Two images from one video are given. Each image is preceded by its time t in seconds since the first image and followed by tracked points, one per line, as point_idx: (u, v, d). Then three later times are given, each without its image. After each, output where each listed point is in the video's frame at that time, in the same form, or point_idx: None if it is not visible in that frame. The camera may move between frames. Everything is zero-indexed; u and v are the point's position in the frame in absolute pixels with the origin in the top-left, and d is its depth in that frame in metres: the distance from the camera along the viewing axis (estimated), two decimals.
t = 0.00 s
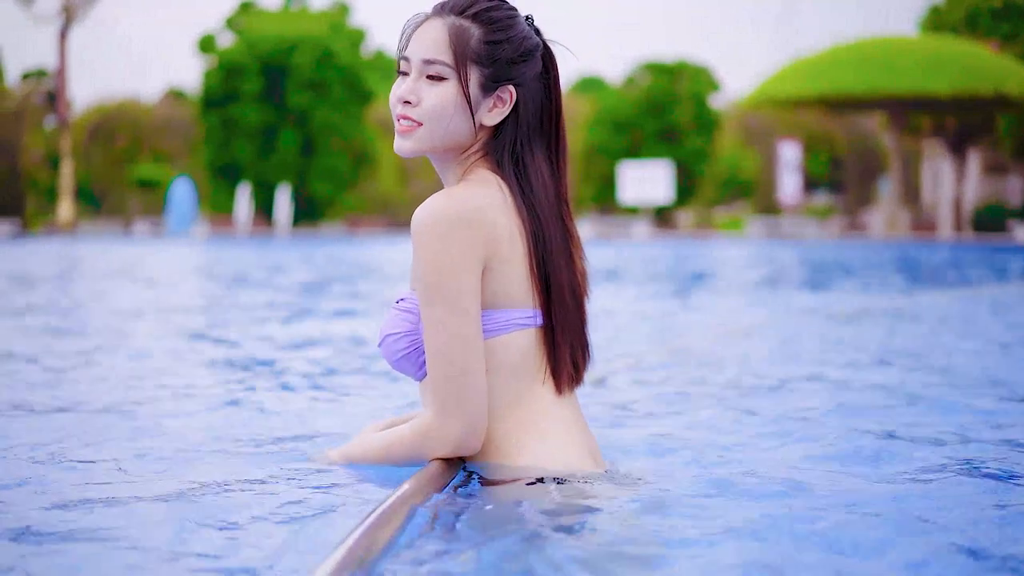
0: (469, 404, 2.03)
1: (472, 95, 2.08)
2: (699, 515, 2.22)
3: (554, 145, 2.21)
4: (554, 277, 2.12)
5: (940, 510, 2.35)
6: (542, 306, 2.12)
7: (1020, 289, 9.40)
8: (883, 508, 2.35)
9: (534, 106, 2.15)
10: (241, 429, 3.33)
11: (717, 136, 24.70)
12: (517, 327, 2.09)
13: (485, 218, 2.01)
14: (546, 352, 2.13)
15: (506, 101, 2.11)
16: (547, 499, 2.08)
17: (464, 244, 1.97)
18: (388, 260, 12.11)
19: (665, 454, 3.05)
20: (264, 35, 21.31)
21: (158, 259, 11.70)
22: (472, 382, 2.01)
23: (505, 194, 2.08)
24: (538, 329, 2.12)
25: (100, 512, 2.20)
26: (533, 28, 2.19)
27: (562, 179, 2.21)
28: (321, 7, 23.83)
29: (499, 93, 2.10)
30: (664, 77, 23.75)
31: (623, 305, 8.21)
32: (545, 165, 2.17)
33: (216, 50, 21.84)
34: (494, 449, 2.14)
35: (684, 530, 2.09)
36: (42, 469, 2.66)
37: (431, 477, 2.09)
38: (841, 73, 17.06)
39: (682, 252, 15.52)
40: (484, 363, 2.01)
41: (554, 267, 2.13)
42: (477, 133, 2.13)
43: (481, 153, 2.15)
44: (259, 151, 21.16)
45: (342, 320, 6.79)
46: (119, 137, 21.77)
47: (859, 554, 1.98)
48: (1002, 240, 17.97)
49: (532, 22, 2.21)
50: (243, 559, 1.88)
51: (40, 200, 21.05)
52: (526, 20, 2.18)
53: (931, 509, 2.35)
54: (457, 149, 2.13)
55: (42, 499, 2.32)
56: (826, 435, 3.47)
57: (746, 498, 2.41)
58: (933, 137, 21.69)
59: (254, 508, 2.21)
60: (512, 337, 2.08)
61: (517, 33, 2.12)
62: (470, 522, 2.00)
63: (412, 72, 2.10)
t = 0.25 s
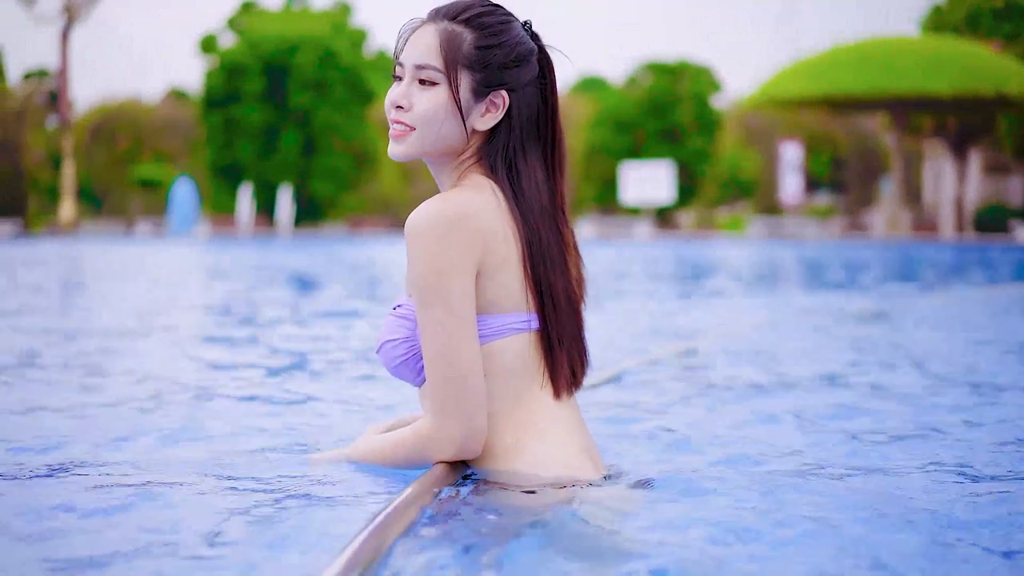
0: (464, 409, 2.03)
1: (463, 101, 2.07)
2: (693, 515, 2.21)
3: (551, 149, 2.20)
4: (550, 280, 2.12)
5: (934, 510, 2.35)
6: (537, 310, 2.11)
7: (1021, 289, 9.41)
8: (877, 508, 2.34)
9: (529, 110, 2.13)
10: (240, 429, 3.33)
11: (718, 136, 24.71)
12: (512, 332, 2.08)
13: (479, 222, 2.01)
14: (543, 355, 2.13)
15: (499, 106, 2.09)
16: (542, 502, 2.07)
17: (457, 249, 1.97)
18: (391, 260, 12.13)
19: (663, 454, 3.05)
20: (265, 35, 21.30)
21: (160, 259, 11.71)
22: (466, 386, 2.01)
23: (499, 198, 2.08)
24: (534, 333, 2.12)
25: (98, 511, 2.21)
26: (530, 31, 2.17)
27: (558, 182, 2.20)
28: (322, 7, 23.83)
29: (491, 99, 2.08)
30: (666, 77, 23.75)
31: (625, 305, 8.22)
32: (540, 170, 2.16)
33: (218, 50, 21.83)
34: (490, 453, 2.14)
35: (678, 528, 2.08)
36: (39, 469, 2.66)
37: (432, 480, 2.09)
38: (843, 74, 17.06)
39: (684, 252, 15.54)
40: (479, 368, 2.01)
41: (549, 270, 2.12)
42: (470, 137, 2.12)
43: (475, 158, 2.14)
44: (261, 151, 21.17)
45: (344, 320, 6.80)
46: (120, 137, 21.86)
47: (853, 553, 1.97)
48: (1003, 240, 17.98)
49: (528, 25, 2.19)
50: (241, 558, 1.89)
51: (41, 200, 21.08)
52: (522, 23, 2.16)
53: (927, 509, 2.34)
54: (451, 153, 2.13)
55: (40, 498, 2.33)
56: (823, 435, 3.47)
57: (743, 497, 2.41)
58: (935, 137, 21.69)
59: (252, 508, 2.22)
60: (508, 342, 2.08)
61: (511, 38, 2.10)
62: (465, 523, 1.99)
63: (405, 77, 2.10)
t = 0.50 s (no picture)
0: (461, 413, 2.03)
1: (458, 105, 2.07)
2: (689, 514, 2.21)
3: (550, 152, 2.19)
4: (547, 284, 2.11)
5: (929, 509, 2.34)
6: (535, 313, 2.10)
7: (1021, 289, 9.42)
8: (872, 507, 2.34)
9: (526, 113, 2.13)
10: (240, 429, 3.33)
11: (720, 136, 24.71)
12: (509, 335, 2.08)
13: (475, 226, 2.00)
14: (541, 359, 2.12)
15: (495, 110, 2.09)
16: (538, 503, 2.06)
17: (453, 252, 1.96)
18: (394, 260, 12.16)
19: (662, 454, 3.05)
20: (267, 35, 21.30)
21: (162, 260, 11.72)
22: (462, 390, 2.00)
23: (496, 203, 2.07)
24: (532, 336, 2.11)
25: (96, 511, 2.21)
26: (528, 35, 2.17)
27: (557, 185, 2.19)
28: (323, 7, 23.84)
29: (488, 102, 2.08)
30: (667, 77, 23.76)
31: (626, 305, 8.24)
32: (538, 173, 2.15)
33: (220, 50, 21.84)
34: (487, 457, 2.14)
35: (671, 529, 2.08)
36: (40, 468, 2.66)
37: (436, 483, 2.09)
38: (844, 74, 17.04)
39: (684, 252, 15.56)
40: (476, 371, 2.00)
41: (547, 273, 2.11)
42: (466, 142, 2.12)
43: (472, 162, 2.13)
44: (263, 151, 21.17)
45: (344, 320, 6.80)
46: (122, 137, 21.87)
47: (842, 553, 1.97)
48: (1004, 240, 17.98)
49: (527, 27, 2.19)
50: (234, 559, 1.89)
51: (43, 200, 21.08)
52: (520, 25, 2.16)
53: (922, 509, 2.34)
54: (447, 157, 2.13)
55: (36, 498, 2.33)
56: (823, 435, 3.47)
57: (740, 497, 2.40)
58: (936, 137, 21.71)
59: (250, 508, 2.22)
60: (505, 345, 2.07)
61: (507, 41, 2.10)
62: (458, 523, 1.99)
63: (401, 82, 2.10)
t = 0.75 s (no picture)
0: (459, 415, 2.02)
1: (455, 110, 2.07)
2: (687, 517, 2.20)
3: (552, 155, 2.18)
4: (547, 286, 2.10)
5: (926, 511, 2.34)
6: (534, 315, 2.09)
7: None
8: (869, 510, 2.33)
9: (526, 116, 2.12)
10: (239, 429, 3.33)
11: (722, 136, 24.72)
12: (509, 339, 2.06)
13: (472, 229, 2.00)
14: (542, 360, 2.11)
15: (494, 114, 2.08)
16: (535, 505, 2.05)
17: (450, 255, 1.96)
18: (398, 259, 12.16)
19: (661, 455, 3.04)
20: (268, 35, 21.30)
21: (164, 260, 11.73)
22: (460, 393, 1.99)
23: (495, 207, 2.07)
24: (533, 340, 2.09)
25: (92, 510, 2.21)
26: (529, 37, 2.16)
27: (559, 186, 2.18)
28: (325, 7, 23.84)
29: (486, 106, 2.07)
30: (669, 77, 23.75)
31: (628, 305, 8.25)
32: (539, 175, 2.14)
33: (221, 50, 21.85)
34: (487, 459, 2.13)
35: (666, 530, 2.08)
36: (37, 468, 2.65)
37: (440, 486, 2.08)
38: (848, 74, 17.04)
39: (687, 252, 15.57)
40: (475, 373, 1.99)
41: (547, 276, 2.10)
42: (466, 145, 2.12)
43: (472, 165, 2.13)
44: (265, 151, 21.18)
45: (346, 320, 6.81)
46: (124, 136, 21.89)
47: (836, 556, 1.97)
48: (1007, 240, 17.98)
49: (528, 29, 2.18)
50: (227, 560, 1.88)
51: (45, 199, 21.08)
52: (520, 28, 2.15)
53: (920, 511, 2.34)
54: (446, 161, 2.12)
55: (32, 497, 2.33)
56: (823, 436, 3.46)
57: (740, 499, 2.40)
58: (939, 138, 21.71)
59: (246, 509, 2.21)
60: (505, 348, 2.06)
61: (505, 44, 2.09)
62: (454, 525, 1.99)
63: (400, 87, 2.10)
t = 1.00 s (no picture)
0: (460, 420, 2.01)
1: (456, 113, 2.05)
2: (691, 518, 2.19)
3: (555, 157, 2.17)
4: (550, 290, 2.08)
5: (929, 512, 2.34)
6: (536, 320, 2.08)
7: None
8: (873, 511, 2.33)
9: (528, 119, 2.10)
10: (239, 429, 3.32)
11: (724, 136, 24.71)
12: (510, 344, 2.06)
13: (472, 234, 1.99)
14: (544, 364, 2.09)
15: (494, 117, 2.06)
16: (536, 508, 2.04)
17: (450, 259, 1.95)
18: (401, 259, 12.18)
19: (667, 456, 3.03)
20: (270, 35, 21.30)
21: (167, 260, 11.76)
22: (459, 397, 1.98)
23: (495, 211, 2.06)
24: (534, 344, 2.08)
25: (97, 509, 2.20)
26: (531, 41, 2.14)
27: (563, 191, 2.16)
28: (327, 7, 23.83)
29: (486, 110, 2.06)
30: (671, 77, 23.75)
31: (632, 305, 8.24)
32: (541, 177, 2.13)
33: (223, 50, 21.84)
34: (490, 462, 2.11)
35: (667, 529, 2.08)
36: (32, 470, 2.64)
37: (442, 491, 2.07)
38: (849, 75, 17.02)
39: (689, 252, 15.57)
40: (476, 378, 1.98)
41: (549, 279, 2.09)
42: (467, 148, 2.10)
43: (473, 169, 2.12)
44: (266, 151, 21.17)
45: (349, 320, 6.81)
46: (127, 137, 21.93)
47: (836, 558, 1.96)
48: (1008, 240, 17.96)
49: (530, 32, 2.16)
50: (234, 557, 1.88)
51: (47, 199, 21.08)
52: (522, 32, 2.13)
53: (927, 514, 2.32)
54: (447, 164, 2.11)
55: (39, 498, 2.33)
56: (825, 436, 3.45)
57: (743, 501, 2.39)
58: (941, 137, 21.69)
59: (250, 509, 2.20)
60: (505, 352, 2.05)
61: (504, 48, 2.07)
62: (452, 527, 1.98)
63: (401, 91, 2.09)
